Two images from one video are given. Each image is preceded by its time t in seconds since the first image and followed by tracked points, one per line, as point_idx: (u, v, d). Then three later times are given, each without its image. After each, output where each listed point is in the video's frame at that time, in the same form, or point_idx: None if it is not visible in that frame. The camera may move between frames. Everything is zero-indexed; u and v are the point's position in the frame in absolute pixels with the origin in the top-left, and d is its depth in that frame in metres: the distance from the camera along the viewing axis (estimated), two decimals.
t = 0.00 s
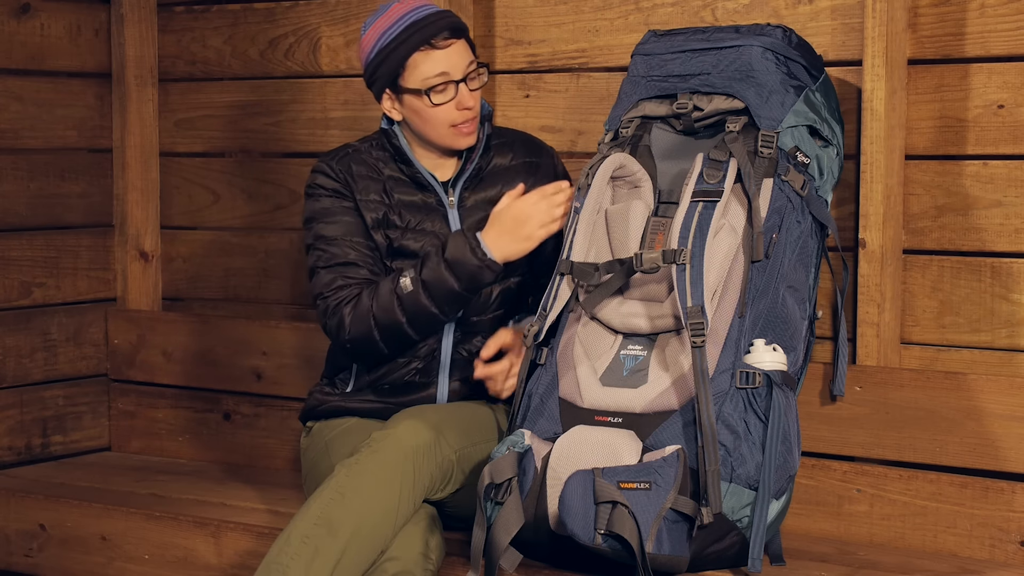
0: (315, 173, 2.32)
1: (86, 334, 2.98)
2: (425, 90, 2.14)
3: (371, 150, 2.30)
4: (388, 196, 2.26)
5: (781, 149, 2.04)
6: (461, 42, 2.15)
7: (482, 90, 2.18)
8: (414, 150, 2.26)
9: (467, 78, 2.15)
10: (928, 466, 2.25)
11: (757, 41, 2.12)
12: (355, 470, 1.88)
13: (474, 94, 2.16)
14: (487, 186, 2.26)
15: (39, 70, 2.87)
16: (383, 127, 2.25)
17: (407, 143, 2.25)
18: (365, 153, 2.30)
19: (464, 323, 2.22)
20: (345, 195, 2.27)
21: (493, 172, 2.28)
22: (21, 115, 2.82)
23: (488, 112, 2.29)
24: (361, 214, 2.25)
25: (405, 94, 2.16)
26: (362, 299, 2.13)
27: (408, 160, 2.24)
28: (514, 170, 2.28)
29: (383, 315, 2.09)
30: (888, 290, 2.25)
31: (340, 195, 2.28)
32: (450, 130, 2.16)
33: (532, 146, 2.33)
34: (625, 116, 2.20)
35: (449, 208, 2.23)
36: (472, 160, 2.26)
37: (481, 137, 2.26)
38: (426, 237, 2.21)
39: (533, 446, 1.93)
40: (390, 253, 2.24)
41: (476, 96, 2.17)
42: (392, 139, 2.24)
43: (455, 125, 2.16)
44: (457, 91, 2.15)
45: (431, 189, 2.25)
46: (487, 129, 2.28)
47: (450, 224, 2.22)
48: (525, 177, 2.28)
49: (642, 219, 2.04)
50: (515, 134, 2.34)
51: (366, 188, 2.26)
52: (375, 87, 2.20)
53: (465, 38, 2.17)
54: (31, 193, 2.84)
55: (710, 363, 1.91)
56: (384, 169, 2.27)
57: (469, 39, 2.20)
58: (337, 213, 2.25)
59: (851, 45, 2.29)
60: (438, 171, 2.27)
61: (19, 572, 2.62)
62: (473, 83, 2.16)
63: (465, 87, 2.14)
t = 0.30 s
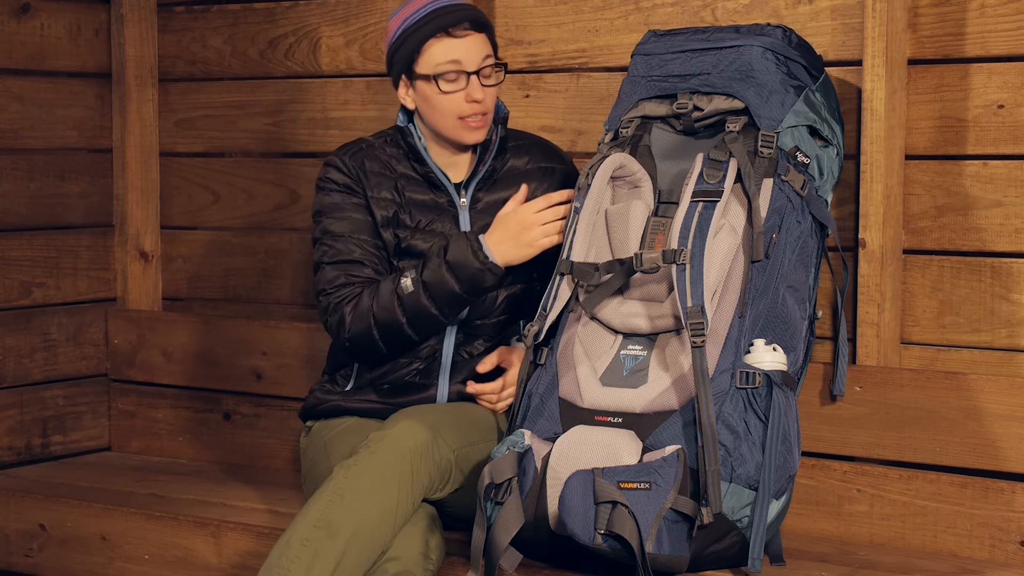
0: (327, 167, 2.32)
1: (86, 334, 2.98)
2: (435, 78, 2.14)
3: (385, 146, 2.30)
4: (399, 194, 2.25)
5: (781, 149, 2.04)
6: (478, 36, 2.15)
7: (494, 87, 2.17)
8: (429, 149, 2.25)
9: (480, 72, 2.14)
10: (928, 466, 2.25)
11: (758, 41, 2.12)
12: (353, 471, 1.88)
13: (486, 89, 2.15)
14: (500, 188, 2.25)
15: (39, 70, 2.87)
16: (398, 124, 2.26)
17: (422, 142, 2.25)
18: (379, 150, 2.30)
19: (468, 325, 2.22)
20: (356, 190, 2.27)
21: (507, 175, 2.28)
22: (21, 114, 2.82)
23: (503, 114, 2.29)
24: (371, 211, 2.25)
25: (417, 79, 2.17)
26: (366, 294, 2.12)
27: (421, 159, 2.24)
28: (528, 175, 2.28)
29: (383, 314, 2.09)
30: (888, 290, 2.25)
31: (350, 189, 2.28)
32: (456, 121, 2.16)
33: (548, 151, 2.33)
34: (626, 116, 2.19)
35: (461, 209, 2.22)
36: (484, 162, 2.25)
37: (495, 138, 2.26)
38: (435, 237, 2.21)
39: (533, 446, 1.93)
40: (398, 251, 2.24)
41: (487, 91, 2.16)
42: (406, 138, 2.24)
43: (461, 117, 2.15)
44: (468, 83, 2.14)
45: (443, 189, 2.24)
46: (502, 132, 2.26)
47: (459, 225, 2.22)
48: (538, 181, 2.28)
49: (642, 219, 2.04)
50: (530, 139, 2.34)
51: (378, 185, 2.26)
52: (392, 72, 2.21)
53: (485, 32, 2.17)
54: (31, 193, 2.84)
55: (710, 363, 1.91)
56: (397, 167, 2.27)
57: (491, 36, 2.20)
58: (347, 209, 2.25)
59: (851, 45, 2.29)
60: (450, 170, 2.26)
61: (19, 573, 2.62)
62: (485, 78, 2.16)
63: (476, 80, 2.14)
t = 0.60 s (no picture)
0: (337, 159, 2.31)
1: (86, 334, 2.98)
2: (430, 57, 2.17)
3: (397, 142, 2.29)
4: (408, 190, 2.25)
5: (781, 149, 2.04)
6: (484, 24, 2.16)
7: (489, 76, 2.17)
8: (441, 146, 2.24)
9: (474, 57, 2.15)
10: (928, 466, 2.25)
11: (758, 41, 2.12)
12: (341, 475, 1.88)
13: (477, 75, 2.16)
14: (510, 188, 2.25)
15: (39, 70, 2.87)
16: (413, 119, 2.25)
17: (435, 138, 2.24)
18: (391, 144, 2.29)
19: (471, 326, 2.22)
20: (365, 184, 2.26)
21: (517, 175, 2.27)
22: (21, 115, 2.82)
23: (513, 114, 2.28)
24: (379, 206, 2.24)
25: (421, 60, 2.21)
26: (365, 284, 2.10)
27: (433, 155, 2.24)
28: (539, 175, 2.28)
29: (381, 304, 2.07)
30: (888, 290, 2.25)
31: (358, 182, 2.26)
32: (441, 101, 2.17)
33: (560, 153, 2.34)
34: (625, 116, 2.19)
35: (468, 208, 2.22)
36: (492, 160, 2.24)
37: (503, 136, 2.25)
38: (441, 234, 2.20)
39: (533, 446, 1.93)
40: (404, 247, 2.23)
41: (479, 78, 2.16)
42: (418, 132, 2.23)
43: (447, 98, 2.16)
44: (460, 65, 2.15)
45: (451, 187, 2.24)
46: (509, 131, 2.26)
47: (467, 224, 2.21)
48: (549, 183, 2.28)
49: (642, 219, 2.04)
50: (542, 140, 2.34)
51: (387, 180, 2.25)
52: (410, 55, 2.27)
53: (496, 26, 2.19)
54: (31, 194, 2.84)
55: (710, 363, 1.91)
56: (407, 163, 2.26)
57: (504, 31, 2.20)
58: (354, 202, 2.23)
59: (851, 45, 2.29)
60: (460, 169, 2.26)
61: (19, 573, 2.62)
62: (481, 65, 2.16)
63: (467, 63, 2.15)
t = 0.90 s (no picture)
0: (338, 162, 2.30)
1: (86, 334, 2.98)
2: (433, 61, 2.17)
3: (399, 143, 2.29)
4: (410, 194, 2.25)
5: (781, 149, 2.04)
6: (487, 33, 2.16)
7: (487, 85, 2.16)
8: (445, 149, 2.24)
9: (474, 65, 2.15)
10: (928, 466, 2.25)
11: (757, 41, 2.12)
12: (336, 475, 1.88)
13: (475, 84, 2.15)
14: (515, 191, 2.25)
15: (39, 70, 2.87)
16: (420, 121, 2.23)
17: (439, 141, 2.23)
18: (393, 147, 2.29)
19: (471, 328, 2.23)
20: (366, 188, 2.25)
21: (521, 178, 2.27)
22: (21, 115, 2.82)
23: (518, 117, 2.27)
24: (381, 212, 2.24)
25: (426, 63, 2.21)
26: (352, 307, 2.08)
27: (435, 158, 2.23)
28: (543, 178, 2.28)
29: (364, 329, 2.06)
30: (888, 290, 2.25)
31: (358, 187, 2.25)
32: (438, 106, 2.17)
33: (566, 157, 2.34)
34: (625, 116, 2.19)
35: (472, 210, 2.22)
36: (496, 163, 2.25)
37: (507, 137, 2.25)
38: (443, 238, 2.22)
39: (533, 446, 1.94)
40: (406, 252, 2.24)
41: (476, 86, 2.16)
42: (423, 134, 2.22)
43: (444, 104, 2.16)
44: (459, 72, 2.15)
45: (454, 189, 2.24)
46: (513, 133, 2.25)
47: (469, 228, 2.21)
48: (554, 187, 2.28)
49: (642, 219, 2.04)
50: (546, 143, 2.34)
51: (388, 184, 2.25)
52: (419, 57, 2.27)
53: (502, 35, 2.18)
54: (31, 193, 2.84)
55: (710, 363, 1.91)
56: (410, 165, 2.26)
57: (510, 41, 2.19)
58: (354, 212, 2.23)
59: (851, 45, 2.29)
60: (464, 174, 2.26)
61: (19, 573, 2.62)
62: (481, 74, 2.16)
63: (465, 71, 2.14)
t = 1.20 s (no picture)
0: (344, 178, 2.28)
1: (86, 334, 2.98)
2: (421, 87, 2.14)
3: (403, 160, 2.27)
4: (418, 215, 2.24)
5: (781, 149, 2.04)
6: (473, 53, 2.11)
7: (476, 107, 2.12)
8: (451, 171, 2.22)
9: (461, 88, 2.11)
10: (928, 466, 2.25)
11: (758, 41, 2.12)
12: (344, 473, 1.87)
13: (463, 107, 2.11)
14: (521, 208, 2.24)
15: (39, 70, 2.87)
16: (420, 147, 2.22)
17: (445, 164, 2.21)
18: (398, 164, 2.26)
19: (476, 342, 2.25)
20: (374, 208, 2.24)
21: (526, 192, 2.26)
22: (21, 114, 2.82)
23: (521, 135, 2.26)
24: (389, 235, 2.23)
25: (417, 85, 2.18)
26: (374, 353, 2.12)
27: (441, 180, 2.21)
28: (546, 192, 2.27)
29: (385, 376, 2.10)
30: (888, 290, 2.25)
31: (367, 209, 2.24)
32: (430, 131, 2.14)
33: (570, 168, 2.32)
34: (625, 116, 2.19)
35: (479, 230, 2.22)
36: (503, 181, 2.23)
37: (513, 158, 2.24)
38: (453, 260, 2.21)
39: (533, 447, 1.94)
40: (415, 274, 2.24)
41: (465, 109, 2.12)
42: (429, 159, 2.21)
43: (434, 129, 2.14)
44: (445, 97, 2.11)
45: (460, 209, 2.22)
46: (520, 153, 2.24)
47: (478, 247, 2.21)
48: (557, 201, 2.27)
49: (642, 219, 2.05)
50: (549, 151, 2.33)
51: (396, 206, 2.24)
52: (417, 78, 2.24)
53: (490, 54, 2.13)
54: (31, 193, 2.84)
55: (710, 362, 1.92)
56: (416, 184, 2.25)
57: (499, 59, 2.14)
58: (365, 236, 2.23)
59: (851, 45, 2.29)
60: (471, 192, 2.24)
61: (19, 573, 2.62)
62: (468, 96, 2.12)
63: (452, 95, 2.11)
